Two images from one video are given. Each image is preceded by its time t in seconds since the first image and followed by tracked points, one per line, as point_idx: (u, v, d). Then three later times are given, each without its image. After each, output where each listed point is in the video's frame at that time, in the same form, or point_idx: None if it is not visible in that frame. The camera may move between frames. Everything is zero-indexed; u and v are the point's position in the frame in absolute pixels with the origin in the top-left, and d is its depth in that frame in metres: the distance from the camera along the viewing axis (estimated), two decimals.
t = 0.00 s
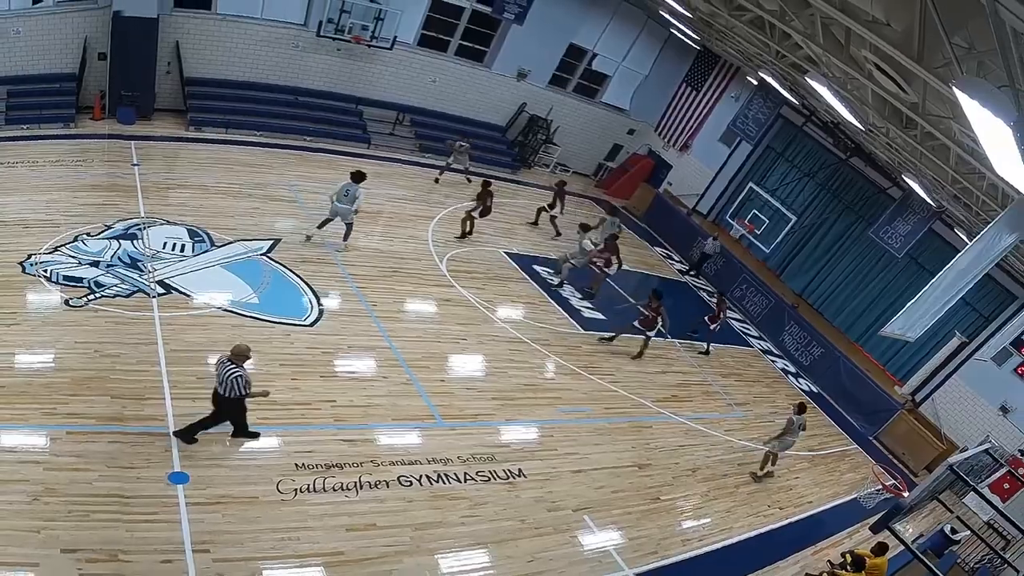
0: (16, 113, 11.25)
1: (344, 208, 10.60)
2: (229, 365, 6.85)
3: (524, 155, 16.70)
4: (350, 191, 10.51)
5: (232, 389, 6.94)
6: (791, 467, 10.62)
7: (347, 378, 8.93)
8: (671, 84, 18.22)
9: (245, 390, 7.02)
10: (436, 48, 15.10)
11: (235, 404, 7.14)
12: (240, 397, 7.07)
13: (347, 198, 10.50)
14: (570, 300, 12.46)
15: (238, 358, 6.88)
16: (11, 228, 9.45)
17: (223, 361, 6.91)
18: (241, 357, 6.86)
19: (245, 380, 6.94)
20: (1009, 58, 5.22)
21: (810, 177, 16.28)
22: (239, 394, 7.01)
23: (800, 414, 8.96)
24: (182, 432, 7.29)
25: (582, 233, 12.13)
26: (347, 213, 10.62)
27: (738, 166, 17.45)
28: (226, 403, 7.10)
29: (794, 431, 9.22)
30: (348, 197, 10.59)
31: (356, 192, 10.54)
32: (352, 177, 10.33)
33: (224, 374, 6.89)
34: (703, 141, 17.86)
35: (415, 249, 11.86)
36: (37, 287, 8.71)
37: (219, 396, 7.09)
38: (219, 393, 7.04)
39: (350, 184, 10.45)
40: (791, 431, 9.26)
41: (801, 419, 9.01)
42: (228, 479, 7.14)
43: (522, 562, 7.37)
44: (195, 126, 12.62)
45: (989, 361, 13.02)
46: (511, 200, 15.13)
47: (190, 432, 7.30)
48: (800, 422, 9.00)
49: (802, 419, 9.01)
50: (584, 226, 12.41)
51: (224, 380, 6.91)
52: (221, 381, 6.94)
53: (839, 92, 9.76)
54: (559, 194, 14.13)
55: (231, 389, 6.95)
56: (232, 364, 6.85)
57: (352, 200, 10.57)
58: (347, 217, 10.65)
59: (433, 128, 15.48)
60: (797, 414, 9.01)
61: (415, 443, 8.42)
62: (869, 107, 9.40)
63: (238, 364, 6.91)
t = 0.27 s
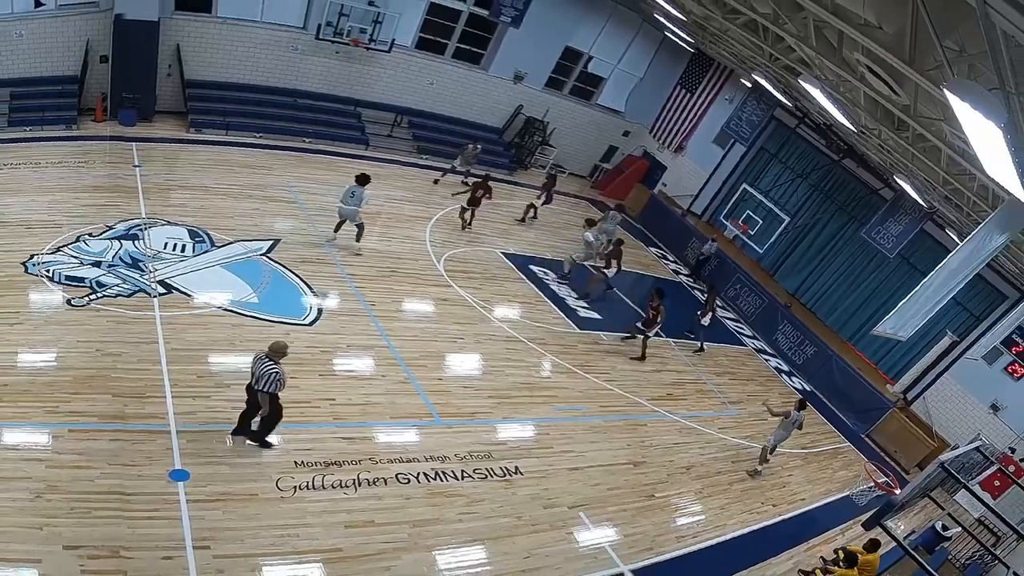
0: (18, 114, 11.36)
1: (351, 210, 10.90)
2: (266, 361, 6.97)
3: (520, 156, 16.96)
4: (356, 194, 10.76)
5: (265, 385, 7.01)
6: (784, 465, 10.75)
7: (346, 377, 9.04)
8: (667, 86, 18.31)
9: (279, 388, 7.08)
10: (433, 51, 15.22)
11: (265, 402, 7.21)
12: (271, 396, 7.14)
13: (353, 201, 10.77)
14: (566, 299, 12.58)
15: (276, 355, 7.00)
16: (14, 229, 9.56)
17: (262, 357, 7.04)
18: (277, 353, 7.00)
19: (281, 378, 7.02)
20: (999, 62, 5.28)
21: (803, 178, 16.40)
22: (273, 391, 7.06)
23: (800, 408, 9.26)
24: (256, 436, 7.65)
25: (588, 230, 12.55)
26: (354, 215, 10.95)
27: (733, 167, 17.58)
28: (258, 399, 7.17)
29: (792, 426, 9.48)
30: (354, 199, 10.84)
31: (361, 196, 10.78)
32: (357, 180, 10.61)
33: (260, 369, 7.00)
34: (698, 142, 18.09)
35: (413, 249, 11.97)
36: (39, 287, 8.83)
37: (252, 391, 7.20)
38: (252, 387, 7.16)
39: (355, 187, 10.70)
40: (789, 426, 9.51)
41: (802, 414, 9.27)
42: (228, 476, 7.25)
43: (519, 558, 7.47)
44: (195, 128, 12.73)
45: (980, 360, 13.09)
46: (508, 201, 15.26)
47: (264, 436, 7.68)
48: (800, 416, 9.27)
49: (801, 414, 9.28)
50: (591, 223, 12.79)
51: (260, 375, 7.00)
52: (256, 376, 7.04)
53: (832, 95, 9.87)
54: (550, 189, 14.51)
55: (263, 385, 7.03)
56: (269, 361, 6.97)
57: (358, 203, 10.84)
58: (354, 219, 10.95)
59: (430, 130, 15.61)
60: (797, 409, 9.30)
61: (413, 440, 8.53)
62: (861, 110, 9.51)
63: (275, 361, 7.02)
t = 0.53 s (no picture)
0: (18, 115, 11.40)
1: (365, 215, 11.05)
2: (303, 370, 7.13)
3: (519, 157, 16.90)
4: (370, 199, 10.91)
5: (300, 392, 7.20)
6: (781, 464, 10.79)
7: (345, 376, 9.08)
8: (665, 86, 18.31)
9: (314, 394, 7.26)
10: (433, 52, 15.28)
11: (298, 406, 7.40)
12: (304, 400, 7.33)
13: (366, 206, 10.92)
14: (565, 300, 12.62)
15: (312, 363, 7.17)
16: (15, 230, 9.60)
17: (297, 364, 7.20)
18: (314, 362, 7.18)
19: (315, 386, 7.18)
20: (996, 63, 5.32)
21: (801, 179, 16.45)
22: (307, 397, 7.25)
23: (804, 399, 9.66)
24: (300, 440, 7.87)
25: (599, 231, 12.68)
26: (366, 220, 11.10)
27: (731, 167, 17.62)
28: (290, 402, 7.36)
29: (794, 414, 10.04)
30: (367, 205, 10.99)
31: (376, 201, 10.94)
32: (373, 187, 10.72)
33: (296, 376, 7.17)
34: (697, 142, 18.06)
35: (412, 250, 12.02)
36: (40, 288, 8.86)
37: (285, 395, 7.38)
38: (286, 392, 7.33)
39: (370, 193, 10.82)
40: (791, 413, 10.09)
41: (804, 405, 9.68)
42: (228, 475, 7.29)
43: (518, 557, 7.51)
44: (195, 128, 12.78)
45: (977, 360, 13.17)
46: (507, 202, 15.30)
47: (308, 438, 7.90)
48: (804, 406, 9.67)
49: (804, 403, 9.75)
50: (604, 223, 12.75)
51: (296, 382, 7.18)
52: (291, 383, 7.21)
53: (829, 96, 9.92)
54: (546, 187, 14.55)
55: (298, 391, 7.22)
56: (305, 369, 7.13)
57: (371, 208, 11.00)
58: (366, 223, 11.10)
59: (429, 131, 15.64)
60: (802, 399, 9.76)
61: (412, 440, 8.57)
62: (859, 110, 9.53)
63: (311, 369, 7.19)
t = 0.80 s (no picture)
0: (16, 115, 11.36)
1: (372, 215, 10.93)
2: (323, 371, 7.18)
3: (518, 157, 16.93)
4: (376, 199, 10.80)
5: (324, 393, 7.27)
6: (782, 465, 10.76)
7: (345, 376, 9.04)
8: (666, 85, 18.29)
9: (337, 395, 7.35)
10: (432, 51, 15.26)
11: (319, 410, 7.42)
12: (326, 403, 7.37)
13: (374, 206, 10.83)
14: (565, 300, 12.59)
15: (331, 365, 7.22)
16: (12, 230, 9.56)
17: (317, 366, 7.22)
18: (332, 363, 7.24)
19: (337, 386, 7.28)
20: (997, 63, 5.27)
21: (801, 178, 16.42)
22: (331, 398, 7.33)
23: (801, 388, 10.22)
24: (300, 441, 7.84)
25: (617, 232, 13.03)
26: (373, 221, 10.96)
27: (731, 167, 17.60)
28: (312, 406, 7.38)
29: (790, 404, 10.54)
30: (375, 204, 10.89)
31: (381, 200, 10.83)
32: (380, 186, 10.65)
33: (318, 378, 7.21)
34: (697, 141, 18.05)
35: (411, 250, 11.99)
36: (37, 288, 8.83)
37: (306, 400, 7.38)
38: (306, 396, 7.33)
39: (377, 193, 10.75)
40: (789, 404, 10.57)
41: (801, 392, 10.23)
42: (226, 476, 7.26)
43: (517, 558, 7.48)
44: (194, 128, 12.75)
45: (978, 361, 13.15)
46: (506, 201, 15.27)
47: (308, 439, 7.87)
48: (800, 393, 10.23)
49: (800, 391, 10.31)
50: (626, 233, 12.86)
51: (318, 384, 7.23)
52: (314, 386, 7.23)
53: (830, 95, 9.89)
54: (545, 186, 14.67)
55: (322, 393, 7.27)
56: (327, 371, 7.19)
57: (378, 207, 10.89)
58: (372, 224, 10.95)
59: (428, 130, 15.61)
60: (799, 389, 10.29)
61: (412, 440, 8.54)
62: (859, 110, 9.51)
63: (330, 370, 7.24)
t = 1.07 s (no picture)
0: (8, 112, 11.24)
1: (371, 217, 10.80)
2: (348, 374, 7.17)
3: (516, 155, 16.83)
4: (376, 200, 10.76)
5: (347, 397, 7.26)
6: (781, 467, 10.66)
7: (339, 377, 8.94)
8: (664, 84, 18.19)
9: (359, 398, 7.33)
10: (428, 48, 15.15)
11: (341, 409, 7.43)
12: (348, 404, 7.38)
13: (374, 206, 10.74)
14: (563, 300, 12.48)
15: (355, 366, 7.24)
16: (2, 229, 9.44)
17: (340, 369, 7.21)
18: (356, 364, 7.26)
19: (360, 389, 7.27)
20: (1002, 60, 5.15)
21: (802, 177, 16.32)
22: (353, 401, 7.31)
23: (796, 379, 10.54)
24: (294, 442, 7.70)
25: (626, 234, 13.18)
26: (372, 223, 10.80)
27: (730, 166, 17.50)
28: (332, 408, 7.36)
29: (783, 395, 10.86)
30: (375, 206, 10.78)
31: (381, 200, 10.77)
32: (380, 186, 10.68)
33: (341, 381, 7.19)
34: (696, 140, 17.92)
35: (407, 250, 11.88)
36: (28, 288, 8.71)
37: (327, 402, 7.35)
38: (327, 398, 7.30)
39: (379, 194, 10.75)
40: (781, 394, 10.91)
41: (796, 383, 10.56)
42: (220, 478, 7.15)
43: (514, 562, 7.38)
44: (187, 126, 12.65)
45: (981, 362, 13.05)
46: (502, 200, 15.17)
47: (304, 442, 7.72)
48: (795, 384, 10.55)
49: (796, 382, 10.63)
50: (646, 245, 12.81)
51: (341, 387, 7.20)
52: (337, 389, 7.21)
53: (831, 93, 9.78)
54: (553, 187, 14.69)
55: (344, 396, 7.26)
56: (350, 374, 7.18)
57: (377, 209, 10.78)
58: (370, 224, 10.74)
59: (424, 129, 15.50)
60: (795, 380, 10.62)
61: (407, 442, 8.43)
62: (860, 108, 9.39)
63: (354, 372, 7.25)
